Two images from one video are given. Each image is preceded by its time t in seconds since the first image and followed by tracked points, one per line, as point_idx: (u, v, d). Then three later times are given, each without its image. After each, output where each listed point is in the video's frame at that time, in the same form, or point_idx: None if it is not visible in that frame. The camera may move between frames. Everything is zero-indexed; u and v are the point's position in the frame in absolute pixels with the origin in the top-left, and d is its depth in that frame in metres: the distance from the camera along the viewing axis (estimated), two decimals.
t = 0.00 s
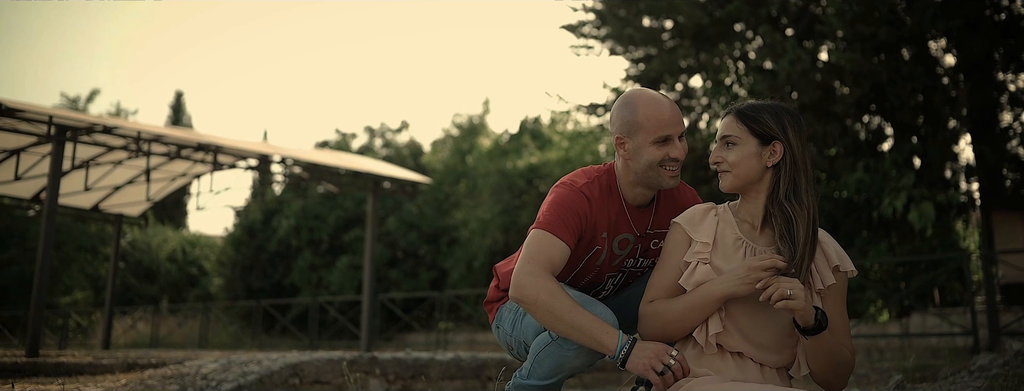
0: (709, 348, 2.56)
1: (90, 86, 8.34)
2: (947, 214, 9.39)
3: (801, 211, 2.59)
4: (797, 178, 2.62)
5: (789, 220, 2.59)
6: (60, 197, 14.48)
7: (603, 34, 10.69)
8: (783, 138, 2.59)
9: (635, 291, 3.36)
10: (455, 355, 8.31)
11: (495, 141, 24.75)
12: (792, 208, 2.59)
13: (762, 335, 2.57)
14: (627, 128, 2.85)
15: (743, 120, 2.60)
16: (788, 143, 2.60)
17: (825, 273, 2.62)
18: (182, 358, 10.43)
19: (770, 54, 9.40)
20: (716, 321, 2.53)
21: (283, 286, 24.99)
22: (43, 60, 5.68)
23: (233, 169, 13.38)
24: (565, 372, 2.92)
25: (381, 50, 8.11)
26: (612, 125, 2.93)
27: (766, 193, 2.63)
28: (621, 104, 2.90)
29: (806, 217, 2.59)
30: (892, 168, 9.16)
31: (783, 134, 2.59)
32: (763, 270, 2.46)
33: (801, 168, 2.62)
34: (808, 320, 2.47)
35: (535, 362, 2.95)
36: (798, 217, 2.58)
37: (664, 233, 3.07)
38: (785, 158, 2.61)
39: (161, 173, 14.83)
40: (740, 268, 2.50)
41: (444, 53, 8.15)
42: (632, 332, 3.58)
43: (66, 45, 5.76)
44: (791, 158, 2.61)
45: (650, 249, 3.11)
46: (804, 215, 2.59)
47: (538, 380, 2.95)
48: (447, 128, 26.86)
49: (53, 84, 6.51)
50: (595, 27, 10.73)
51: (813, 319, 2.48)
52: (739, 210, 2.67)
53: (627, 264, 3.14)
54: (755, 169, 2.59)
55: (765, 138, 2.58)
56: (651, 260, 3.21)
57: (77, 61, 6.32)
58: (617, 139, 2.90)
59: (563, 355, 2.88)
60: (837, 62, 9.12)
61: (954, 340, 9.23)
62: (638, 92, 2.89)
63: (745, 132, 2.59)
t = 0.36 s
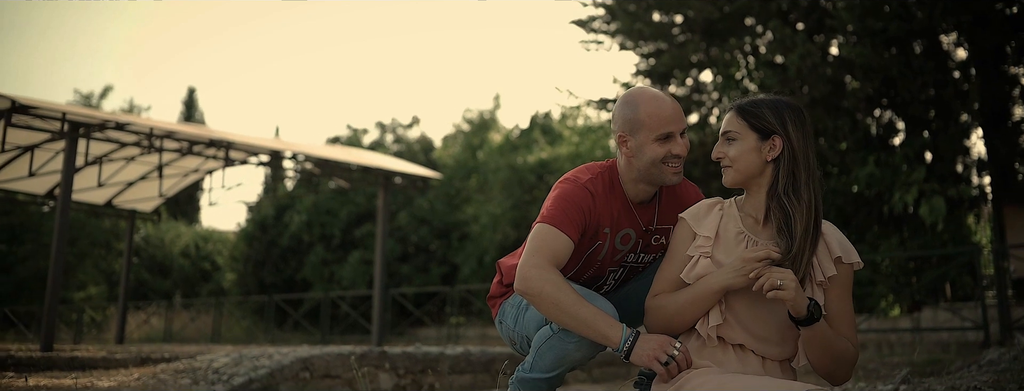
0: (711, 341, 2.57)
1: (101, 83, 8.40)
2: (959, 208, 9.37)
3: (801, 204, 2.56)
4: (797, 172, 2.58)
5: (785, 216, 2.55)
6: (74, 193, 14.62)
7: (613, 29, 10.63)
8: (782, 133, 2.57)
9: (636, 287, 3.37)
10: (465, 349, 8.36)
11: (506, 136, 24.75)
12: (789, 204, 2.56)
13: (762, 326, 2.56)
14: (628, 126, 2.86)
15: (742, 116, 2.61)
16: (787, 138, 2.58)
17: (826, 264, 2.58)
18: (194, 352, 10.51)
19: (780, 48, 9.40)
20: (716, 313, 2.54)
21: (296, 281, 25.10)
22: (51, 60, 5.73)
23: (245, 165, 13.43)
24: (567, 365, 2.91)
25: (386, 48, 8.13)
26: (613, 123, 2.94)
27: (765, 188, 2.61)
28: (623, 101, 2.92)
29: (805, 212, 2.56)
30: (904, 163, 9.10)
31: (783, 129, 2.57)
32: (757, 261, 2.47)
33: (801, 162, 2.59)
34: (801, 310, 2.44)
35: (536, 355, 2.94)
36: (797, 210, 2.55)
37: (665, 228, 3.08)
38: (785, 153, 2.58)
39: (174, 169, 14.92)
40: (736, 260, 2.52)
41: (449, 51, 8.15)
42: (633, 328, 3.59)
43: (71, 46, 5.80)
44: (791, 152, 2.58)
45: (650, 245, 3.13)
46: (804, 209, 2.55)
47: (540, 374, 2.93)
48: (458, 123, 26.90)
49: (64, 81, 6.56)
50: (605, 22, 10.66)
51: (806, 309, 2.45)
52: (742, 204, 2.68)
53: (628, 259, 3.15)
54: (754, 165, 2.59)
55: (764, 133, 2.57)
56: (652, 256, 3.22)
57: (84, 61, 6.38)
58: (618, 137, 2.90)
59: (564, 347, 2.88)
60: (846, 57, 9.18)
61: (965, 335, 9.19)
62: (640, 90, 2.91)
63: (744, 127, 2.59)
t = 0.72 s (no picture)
0: (713, 333, 2.58)
1: (109, 77, 8.43)
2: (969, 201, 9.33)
3: (798, 196, 2.54)
4: (794, 163, 2.56)
5: (781, 208, 2.54)
6: (86, 187, 14.72)
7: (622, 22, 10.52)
8: (780, 126, 2.55)
9: (636, 279, 3.38)
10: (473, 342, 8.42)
11: (515, 130, 24.75)
12: (786, 196, 2.54)
13: (762, 317, 2.55)
14: (628, 120, 2.88)
15: (741, 109, 2.61)
16: (785, 130, 2.56)
17: (823, 251, 2.52)
18: (205, 345, 10.58)
19: (789, 42, 9.38)
20: (716, 306, 2.55)
21: (307, 274, 25.20)
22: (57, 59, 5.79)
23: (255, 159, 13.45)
24: (565, 355, 2.91)
25: (391, 44, 8.16)
26: (614, 116, 2.95)
27: (764, 180, 2.60)
28: (624, 95, 2.93)
29: (802, 201, 2.53)
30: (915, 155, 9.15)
31: (781, 121, 2.56)
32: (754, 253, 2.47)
33: (800, 154, 2.56)
34: (791, 298, 2.39)
35: (536, 345, 2.94)
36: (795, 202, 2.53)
37: (665, 219, 3.10)
38: (783, 146, 2.56)
39: (185, 164, 14.98)
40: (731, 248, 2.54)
41: (450, 44, 8.06)
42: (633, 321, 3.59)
43: (75, 45, 5.86)
44: (789, 145, 2.55)
45: (651, 237, 3.14)
46: (801, 200, 2.53)
47: (540, 364, 2.93)
48: (468, 117, 26.92)
49: (70, 79, 6.56)
50: (614, 16, 10.53)
51: (796, 297, 2.40)
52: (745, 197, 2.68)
53: (629, 250, 3.16)
54: (753, 158, 2.58)
55: (762, 126, 2.56)
56: (653, 247, 3.23)
57: (90, 59, 6.43)
58: (618, 131, 2.91)
59: (561, 337, 2.88)
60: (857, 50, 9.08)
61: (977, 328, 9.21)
62: (641, 84, 2.92)
63: (743, 120, 2.59)
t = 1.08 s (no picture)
0: (712, 324, 2.59)
1: (115, 73, 8.48)
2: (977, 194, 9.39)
3: (794, 187, 2.53)
4: (790, 155, 2.55)
5: (776, 199, 2.54)
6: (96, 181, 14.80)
7: (630, 15, 10.38)
8: (777, 118, 2.55)
9: (636, 271, 3.37)
10: (480, 334, 8.47)
11: (523, 122, 24.75)
12: (781, 188, 2.53)
13: (760, 307, 2.54)
14: (629, 111, 2.88)
15: (740, 102, 2.61)
16: (782, 123, 2.55)
17: (819, 241, 2.50)
18: (215, 337, 10.64)
19: (797, 33, 9.37)
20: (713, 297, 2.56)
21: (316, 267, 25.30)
22: (63, 59, 5.87)
23: (264, 152, 13.49)
24: (564, 344, 2.91)
25: (395, 41, 8.20)
26: (614, 108, 2.96)
27: (762, 172, 2.60)
28: (624, 87, 2.94)
29: (797, 193, 2.52)
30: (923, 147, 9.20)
31: (779, 114, 2.55)
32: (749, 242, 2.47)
33: (797, 147, 2.55)
34: (780, 286, 2.38)
35: (535, 334, 2.94)
36: (791, 193, 2.52)
37: (665, 211, 3.11)
38: (780, 138, 2.55)
39: (194, 157, 15.05)
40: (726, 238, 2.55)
41: (454, 39, 8.05)
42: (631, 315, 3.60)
43: (78, 46, 5.90)
44: (786, 137, 2.55)
45: (651, 228, 3.15)
46: (797, 191, 2.52)
47: (539, 353, 2.92)
48: (476, 110, 26.96)
49: (74, 78, 6.61)
50: (621, 8, 10.42)
51: (785, 285, 2.38)
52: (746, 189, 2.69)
53: (629, 241, 3.18)
54: (751, 151, 2.59)
55: (759, 118, 2.56)
56: (653, 238, 3.24)
57: (92, 58, 6.47)
58: (618, 123, 2.92)
59: (558, 327, 2.88)
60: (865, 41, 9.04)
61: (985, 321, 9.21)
62: (640, 77, 2.93)
63: (741, 112, 2.59)
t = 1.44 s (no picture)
0: (708, 312, 2.60)
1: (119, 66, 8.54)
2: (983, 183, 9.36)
3: (788, 175, 2.52)
4: (785, 144, 2.55)
5: (770, 188, 2.54)
6: (103, 172, 14.87)
7: (635, 5, 10.41)
8: (773, 109, 2.55)
9: (635, 260, 3.37)
10: (484, 324, 8.53)
11: (529, 113, 24.72)
12: (773, 177, 2.53)
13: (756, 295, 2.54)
14: (627, 102, 2.89)
15: (737, 91, 2.62)
16: (778, 113, 2.55)
17: (813, 228, 2.48)
18: (221, 327, 10.70)
19: (802, 23, 9.35)
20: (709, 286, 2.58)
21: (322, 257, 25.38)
22: (62, 60, 5.91)
23: (269, 143, 13.52)
24: (562, 332, 2.91)
25: (396, 41, 8.21)
26: (611, 100, 2.96)
27: (758, 162, 2.60)
28: (624, 78, 2.95)
29: (790, 183, 2.52)
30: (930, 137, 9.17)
31: (774, 104, 2.55)
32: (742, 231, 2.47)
33: (792, 137, 2.54)
34: (763, 270, 2.39)
35: (534, 323, 2.95)
36: (785, 182, 2.52)
37: (664, 201, 3.12)
38: (775, 128, 2.56)
39: (201, 148, 15.10)
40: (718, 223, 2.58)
41: (455, 38, 8.06)
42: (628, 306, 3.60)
43: (77, 45, 5.94)
44: (780, 126, 2.55)
45: (650, 218, 3.17)
46: (790, 180, 2.52)
47: (537, 342, 2.91)
48: (482, 101, 26.95)
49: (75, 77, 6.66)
50: None
51: (769, 270, 2.38)
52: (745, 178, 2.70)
53: (628, 231, 3.19)
54: (747, 140, 2.60)
55: (755, 108, 2.57)
56: (653, 229, 3.25)
57: (93, 56, 6.52)
58: (618, 114, 2.92)
59: (556, 315, 2.89)
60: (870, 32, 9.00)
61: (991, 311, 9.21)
62: (640, 68, 2.94)
63: (738, 102, 2.61)
